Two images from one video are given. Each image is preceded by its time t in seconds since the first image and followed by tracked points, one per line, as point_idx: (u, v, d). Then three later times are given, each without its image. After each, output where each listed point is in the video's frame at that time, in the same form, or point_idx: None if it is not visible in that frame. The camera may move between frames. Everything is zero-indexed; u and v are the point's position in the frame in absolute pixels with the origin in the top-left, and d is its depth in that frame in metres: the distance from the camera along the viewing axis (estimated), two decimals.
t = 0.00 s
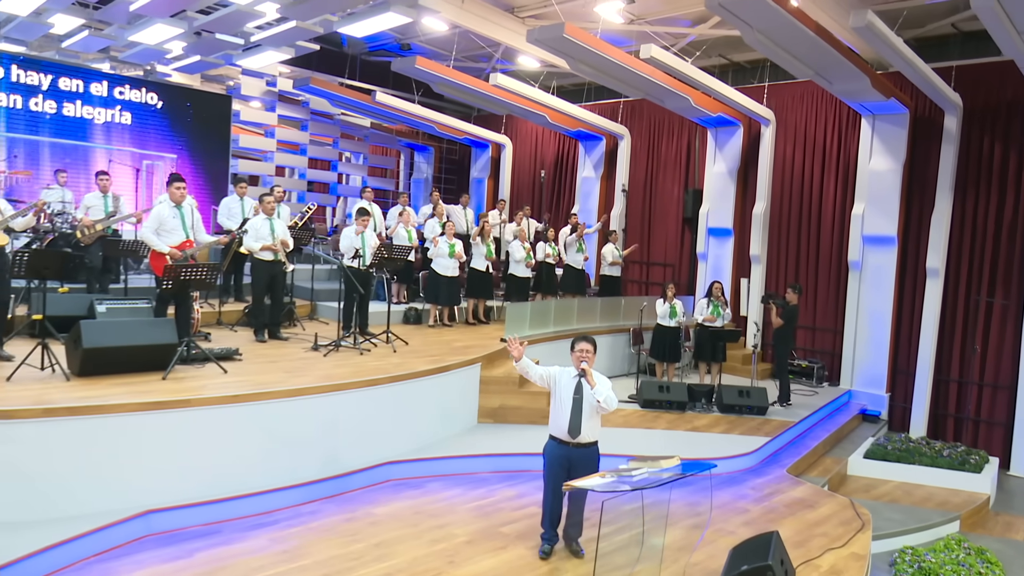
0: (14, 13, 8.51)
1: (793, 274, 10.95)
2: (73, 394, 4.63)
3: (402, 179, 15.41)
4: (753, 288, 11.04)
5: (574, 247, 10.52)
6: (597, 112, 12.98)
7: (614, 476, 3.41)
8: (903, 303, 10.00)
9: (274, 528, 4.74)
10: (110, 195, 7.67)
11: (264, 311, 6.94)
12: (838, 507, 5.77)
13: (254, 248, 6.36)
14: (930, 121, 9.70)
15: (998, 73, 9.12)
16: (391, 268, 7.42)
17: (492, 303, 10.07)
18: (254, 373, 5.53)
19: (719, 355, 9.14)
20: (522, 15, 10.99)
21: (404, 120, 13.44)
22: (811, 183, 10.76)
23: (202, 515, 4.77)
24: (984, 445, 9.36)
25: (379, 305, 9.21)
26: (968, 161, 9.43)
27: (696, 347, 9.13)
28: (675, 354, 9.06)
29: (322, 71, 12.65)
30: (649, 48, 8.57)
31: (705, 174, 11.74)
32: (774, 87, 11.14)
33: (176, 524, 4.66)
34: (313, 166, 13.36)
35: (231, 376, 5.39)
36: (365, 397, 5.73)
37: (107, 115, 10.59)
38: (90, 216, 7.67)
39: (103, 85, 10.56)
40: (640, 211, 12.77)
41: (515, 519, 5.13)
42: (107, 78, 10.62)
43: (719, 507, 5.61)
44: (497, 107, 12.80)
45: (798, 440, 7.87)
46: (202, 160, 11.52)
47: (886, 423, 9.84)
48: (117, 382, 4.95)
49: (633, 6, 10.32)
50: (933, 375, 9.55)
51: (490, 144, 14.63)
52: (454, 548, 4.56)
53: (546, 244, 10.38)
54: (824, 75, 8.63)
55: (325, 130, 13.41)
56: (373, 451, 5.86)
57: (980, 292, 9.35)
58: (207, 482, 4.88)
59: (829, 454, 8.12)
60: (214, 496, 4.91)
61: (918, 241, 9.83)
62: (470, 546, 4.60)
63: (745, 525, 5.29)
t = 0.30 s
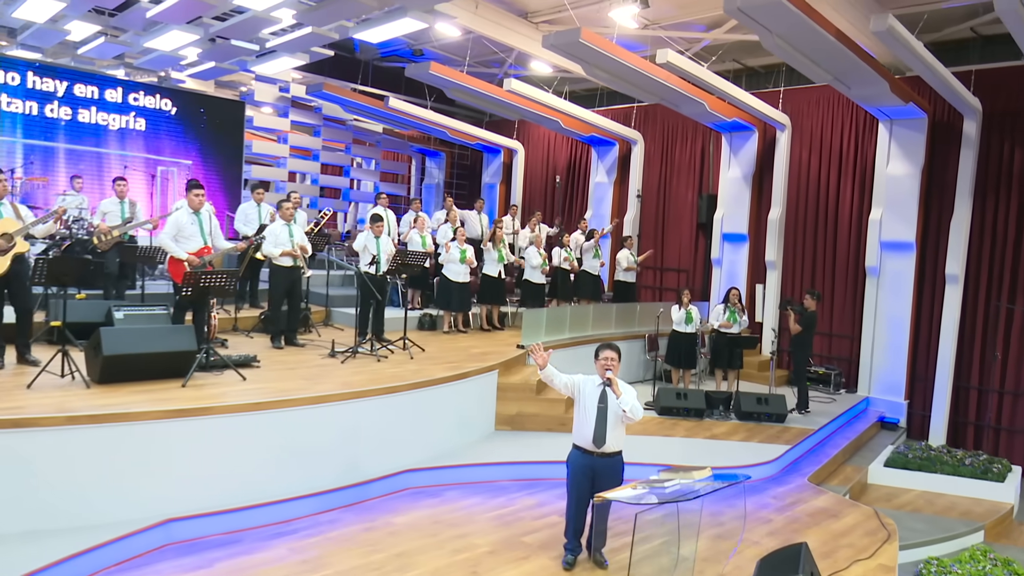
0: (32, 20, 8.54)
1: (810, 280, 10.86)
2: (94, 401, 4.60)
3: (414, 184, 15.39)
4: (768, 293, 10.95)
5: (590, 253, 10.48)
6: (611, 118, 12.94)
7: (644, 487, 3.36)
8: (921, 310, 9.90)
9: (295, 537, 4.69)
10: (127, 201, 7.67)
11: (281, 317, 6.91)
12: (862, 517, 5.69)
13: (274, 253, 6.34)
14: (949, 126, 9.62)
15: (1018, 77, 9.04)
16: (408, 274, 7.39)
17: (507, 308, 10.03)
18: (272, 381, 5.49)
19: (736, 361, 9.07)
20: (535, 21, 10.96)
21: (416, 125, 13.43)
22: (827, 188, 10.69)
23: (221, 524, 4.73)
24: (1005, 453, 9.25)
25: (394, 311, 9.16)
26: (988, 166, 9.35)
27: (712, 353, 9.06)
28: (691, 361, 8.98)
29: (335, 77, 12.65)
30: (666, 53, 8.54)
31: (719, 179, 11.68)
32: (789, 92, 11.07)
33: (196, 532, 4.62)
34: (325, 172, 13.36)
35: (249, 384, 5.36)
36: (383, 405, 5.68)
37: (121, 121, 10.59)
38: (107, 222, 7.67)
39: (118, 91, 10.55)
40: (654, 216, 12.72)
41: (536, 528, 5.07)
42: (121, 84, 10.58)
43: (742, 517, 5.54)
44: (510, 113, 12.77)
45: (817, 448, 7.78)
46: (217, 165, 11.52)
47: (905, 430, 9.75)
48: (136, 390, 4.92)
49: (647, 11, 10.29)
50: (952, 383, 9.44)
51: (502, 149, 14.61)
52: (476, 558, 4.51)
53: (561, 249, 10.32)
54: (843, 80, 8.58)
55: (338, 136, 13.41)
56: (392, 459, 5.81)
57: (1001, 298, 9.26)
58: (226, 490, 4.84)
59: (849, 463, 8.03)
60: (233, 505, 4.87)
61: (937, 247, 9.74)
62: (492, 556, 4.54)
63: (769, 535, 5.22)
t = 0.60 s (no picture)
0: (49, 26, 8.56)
1: (827, 284, 10.77)
2: (115, 408, 4.57)
3: (426, 188, 15.37)
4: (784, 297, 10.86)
5: (606, 257, 10.43)
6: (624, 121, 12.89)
7: (678, 497, 3.30)
8: (940, 314, 9.81)
9: (317, 544, 4.65)
10: (144, 206, 7.67)
11: (300, 323, 6.91)
12: (888, 526, 5.60)
13: (294, 257, 6.32)
14: (968, 129, 9.52)
15: None
16: (425, 279, 7.37)
17: (522, 313, 9.99)
18: (292, 387, 5.46)
19: (753, 367, 8.99)
20: (549, 24, 10.93)
21: (428, 129, 13.42)
22: (844, 192, 10.61)
23: (243, 531, 4.70)
24: None
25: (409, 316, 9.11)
26: (1009, 169, 9.25)
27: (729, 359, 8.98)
28: (708, 366, 8.91)
29: (348, 81, 12.65)
30: (683, 56, 8.52)
31: (734, 183, 11.61)
32: (805, 95, 10.99)
33: (218, 539, 4.59)
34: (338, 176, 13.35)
35: (270, 390, 5.33)
36: (403, 411, 5.64)
37: (136, 125, 10.62)
38: (125, 226, 7.68)
39: (133, 96, 10.59)
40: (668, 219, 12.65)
41: (559, 536, 5.02)
42: (136, 89, 10.65)
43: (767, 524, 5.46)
44: (524, 117, 12.74)
45: (838, 455, 7.70)
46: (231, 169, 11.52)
47: (924, 436, 9.64)
48: (158, 396, 4.90)
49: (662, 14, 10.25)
50: (973, 389, 9.34)
51: (514, 153, 14.58)
52: (500, 566, 4.46)
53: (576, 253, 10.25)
54: (862, 83, 8.50)
55: (350, 140, 13.41)
56: (412, 466, 5.78)
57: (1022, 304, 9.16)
58: (248, 497, 4.81)
59: (870, 469, 7.93)
60: (255, 512, 4.84)
61: (956, 251, 9.65)
62: (516, 565, 4.49)
63: (795, 544, 5.15)
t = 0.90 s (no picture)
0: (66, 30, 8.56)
1: (843, 288, 10.68)
2: (136, 413, 4.55)
3: (437, 192, 15.34)
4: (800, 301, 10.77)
5: (619, 260, 10.37)
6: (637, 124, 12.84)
7: (712, 506, 3.22)
8: (958, 318, 9.72)
9: (338, 550, 4.61)
10: (160, 210, 7.67)
11: (317, 326, 6.93)
12: (913, 533, 5.53)
13: (313, 261, 6.34)
14: (987, 131, 9.43)
15: None
16: (442, 282, 7.35)
17: (536, 316, 9.95)
18: (312, 391, 5.43)
19: (770, 371, 8.92)
20: (563, 27, 10.90)
21: (440, 133, 13.41)
22: (860, 194, 10.53)
23: (264, 537, 4.67)
24: None
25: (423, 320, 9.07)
26: None
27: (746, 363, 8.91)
28: (724, 370, 8.85)
29: (361, 85, 12.63)
30: (699, 59, 8.52)
31: (749, 186, 11.53)
32: (821, 97, 10.91)
33: (240, 546, 4.56)
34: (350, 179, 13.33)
35: (289, 395, 5.30)
36: (423, 416, 5.60)
37: (150, 129, 10.63)
38: (141, 230, 7.68)
39: (147, 100, 10.59)
40: (682, 222, 12.59)
41: (581, 543, 4.96)
42: (151, 93, 10.64)
43: (791, 531, 5.40)
44: (537, 119, 12.70)
45: (858, 460, 7.62)
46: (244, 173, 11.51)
47: (943, 442, 9.55)
48: (178, 402, 4.87)
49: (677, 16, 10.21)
50: (993, 394, 9.24)
51: (526, 156, 14.54)
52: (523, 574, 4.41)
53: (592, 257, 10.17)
54: (880, 85, 8.43)
55: (363, 144, 13.41)
56: (431, 471, 5.74)
57: None
58: (269, 503, 4.78)
59: (890, 475, 7.85)
60: (275, 518, 4.80)
61: (975, 255, 9.55)
62: (539, 573, 4.44)
63: (820, 552, 5.09)
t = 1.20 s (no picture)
0: (82, 34, 8.57)
1: (860, 292, 10.59)
2: (156, 418, 4.53)
3: (448, 194, 15.32)
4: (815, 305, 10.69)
5: (632, 263, 10.32)
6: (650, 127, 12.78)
7: (746, 514, 3.15)
8: (977, 322, 9.64)
9: (359, 556, 4.58)
10: (176, 213, 7.66)
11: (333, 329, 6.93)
12: (939, 540, 5.46)
13: (331, 265, 6.38)
14: (1006, 132, 9.34)
15: None
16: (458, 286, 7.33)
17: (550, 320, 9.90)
18: (331, 396, 5.40)
19: (787, 375, 8.85)
20: (576, 29, 10.85)
21: (452, 136, 13.39)
22: (876, 197, 10.45)
23: (284, 542, 4.64)
24: None
25: (438, 323, 9.02)
26: None
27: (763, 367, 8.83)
28: (740, 374, 8.80)
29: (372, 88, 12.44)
30: (715, 61, 8.49)
31: (764, 188, 11.46)
32: (836, 99, 10.83)
33: (261, 551, 4.54)
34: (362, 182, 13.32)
35: (308, 399, 5.27)
36: (443, 421, 5.56)
37: (164, 133, 10.64)
38: (157, 233, 7.68)
39: (161, 103, 10.61)
40: (695, 225, 12.53)
41: (603, 550, 4.91)
42: (164, 96, 10.67)
43: (815, 538, 5.33)
44: (549, 122, 12.67)
45: (878, 466, 7.54)
46: (258, 176, 11.53)
47: (962, 446, 9.46)
48: (198, 406, 4.85)
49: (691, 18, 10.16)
50: (1013, 399, 9.14)
51: (538, 159, 14.50)
52: None
53: (606, 260, 10.08)
54: (898, 86, 8.36)
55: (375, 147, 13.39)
56: (450, 476, 5.70)
57: None
58: (290, 508, 4.76)
59: (910, 480, 7.77)
60: (296, 524, 4.78)
61: (994, 259, 9.46)
62: None
63: (846, 559, 5.02)
